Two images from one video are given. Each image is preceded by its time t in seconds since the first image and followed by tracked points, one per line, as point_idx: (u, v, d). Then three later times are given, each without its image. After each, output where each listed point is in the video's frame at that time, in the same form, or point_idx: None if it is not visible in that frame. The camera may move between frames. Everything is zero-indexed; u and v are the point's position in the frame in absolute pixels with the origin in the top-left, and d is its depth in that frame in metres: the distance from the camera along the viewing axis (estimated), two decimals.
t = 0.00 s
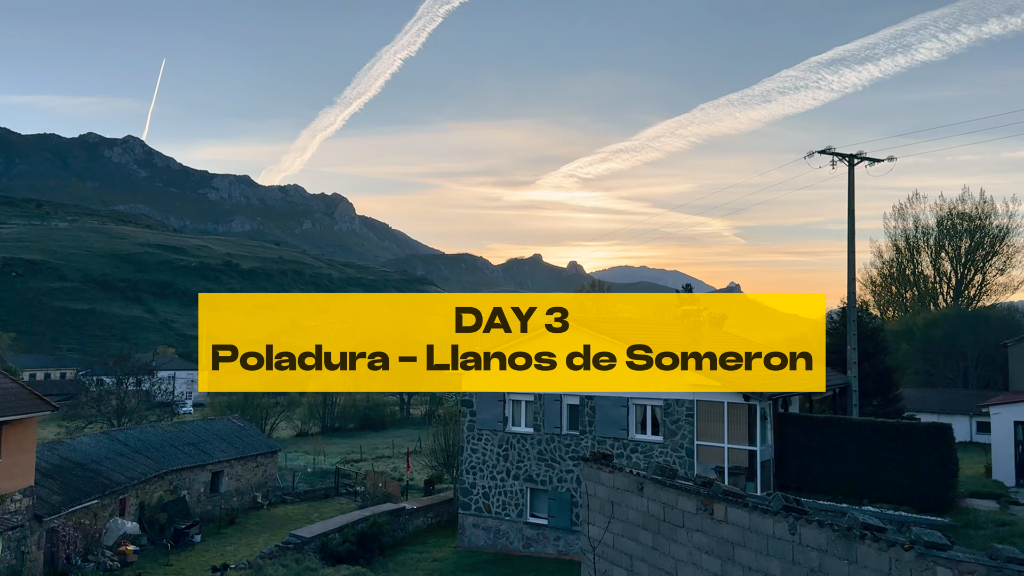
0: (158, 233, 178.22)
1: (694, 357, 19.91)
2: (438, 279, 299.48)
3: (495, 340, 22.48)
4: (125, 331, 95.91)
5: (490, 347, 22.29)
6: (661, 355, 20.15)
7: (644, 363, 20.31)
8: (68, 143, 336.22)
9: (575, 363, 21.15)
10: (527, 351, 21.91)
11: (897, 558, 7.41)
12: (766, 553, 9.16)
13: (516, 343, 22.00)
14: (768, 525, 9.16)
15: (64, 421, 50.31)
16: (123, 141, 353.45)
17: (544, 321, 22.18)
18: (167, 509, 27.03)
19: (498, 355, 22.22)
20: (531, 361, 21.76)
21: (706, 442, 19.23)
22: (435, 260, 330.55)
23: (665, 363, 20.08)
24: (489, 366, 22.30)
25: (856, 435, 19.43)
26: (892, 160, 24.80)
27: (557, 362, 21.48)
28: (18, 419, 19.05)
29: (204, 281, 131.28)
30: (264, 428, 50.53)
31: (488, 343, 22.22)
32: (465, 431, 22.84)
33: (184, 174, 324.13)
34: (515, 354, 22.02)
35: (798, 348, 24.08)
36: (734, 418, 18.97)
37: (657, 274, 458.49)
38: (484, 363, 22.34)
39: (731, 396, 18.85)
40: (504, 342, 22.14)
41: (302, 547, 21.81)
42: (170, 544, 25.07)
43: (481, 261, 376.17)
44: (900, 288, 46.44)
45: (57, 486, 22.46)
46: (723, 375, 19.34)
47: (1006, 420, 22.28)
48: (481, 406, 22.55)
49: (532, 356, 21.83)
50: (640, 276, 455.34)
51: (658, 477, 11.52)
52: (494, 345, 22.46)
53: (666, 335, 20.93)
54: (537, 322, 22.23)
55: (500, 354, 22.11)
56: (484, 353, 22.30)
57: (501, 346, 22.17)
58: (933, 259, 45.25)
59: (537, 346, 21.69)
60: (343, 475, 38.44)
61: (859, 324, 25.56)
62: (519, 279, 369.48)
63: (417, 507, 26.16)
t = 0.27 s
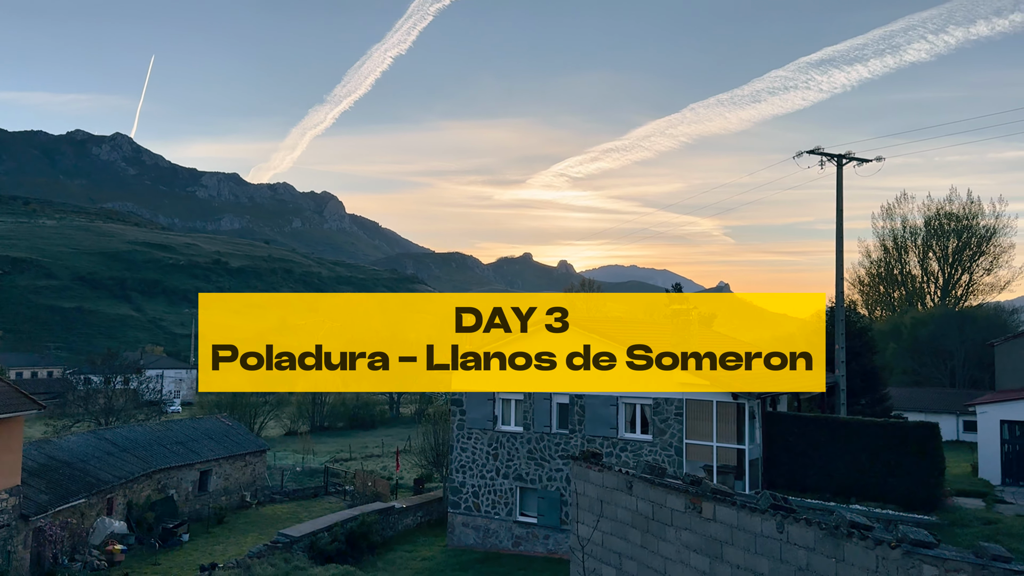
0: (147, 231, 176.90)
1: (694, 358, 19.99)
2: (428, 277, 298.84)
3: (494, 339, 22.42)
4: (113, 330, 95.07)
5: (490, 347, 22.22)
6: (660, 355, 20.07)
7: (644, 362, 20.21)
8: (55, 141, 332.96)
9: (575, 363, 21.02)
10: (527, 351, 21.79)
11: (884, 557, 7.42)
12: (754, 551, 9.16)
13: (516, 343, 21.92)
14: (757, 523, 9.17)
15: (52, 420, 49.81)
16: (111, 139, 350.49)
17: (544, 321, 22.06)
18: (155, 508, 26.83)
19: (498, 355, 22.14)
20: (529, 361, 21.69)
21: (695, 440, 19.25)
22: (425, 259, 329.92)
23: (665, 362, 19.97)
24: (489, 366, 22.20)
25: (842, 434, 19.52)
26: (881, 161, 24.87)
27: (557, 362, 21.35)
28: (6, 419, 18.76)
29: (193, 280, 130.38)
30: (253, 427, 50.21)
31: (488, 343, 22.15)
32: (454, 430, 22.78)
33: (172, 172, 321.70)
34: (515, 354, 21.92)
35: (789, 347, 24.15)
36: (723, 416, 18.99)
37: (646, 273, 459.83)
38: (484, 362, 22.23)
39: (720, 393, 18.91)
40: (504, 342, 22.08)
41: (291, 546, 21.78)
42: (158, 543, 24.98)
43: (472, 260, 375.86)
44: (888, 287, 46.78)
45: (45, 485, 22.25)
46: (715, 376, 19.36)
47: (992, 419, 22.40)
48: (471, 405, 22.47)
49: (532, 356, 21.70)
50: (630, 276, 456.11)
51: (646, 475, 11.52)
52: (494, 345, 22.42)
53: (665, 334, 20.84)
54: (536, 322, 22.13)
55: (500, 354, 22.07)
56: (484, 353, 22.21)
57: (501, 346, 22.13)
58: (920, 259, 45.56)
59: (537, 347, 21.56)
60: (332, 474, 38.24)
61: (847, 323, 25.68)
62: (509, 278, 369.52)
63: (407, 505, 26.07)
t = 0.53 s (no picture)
0: (134, 229, 175.34)
1: (693, 359, 19.98)
2: (417, 276, 298.27)
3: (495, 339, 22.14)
4: (99, 328, 94.19)
5: (490, 347, 21.99)
6: (661, 355, 19.94)
7: (644, 362, 20.08)
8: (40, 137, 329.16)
9: (575, 363, 20.82)
10: (527, 351, 21.59)
11: (870, 555, 7.43)
12: (742, 550, 9.16)
13: (516, 343, 21.70)
14: (743, 521, 9.18)
15: (36, 419, 49.27)
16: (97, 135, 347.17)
17: (544, 321, 21.91)
18: (142, 506, 26.59)
19: (498, 355, 21.93)
20: (530, 361, 21.50)
21: (683, 439, 19.29)
22: (414, 257, 329.07)
23: (665, 362, 19.88)
24: (489, 366, 22.00)
25: (830, 432, 19.63)
26: (869, 160, 24.96)
27: (557, 362, 21.17)
28: None
29: (180, 278, 129.37)
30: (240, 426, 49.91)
31: (488, 343, 21.95)
32: (443, 428, 22.70)
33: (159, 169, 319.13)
34: (515, 354, 21.70)
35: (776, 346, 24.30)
36: (711, 415, 19.03)
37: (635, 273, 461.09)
38: (484, 363, 22.02)
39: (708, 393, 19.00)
40: (504, 342, 21.83)
41: (279, 546, 21.92)
42: (144, 542, 24.79)
43: (461, 259, 375.31)
44: (875, 287, 47.08)
45: (30, 484, 21.98)
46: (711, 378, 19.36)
47: (977, 418, 22.55)
48: (460, 404, 22.39)
49: (532, 356, 21.50)
50: (620, 275, 456.76)
51: (634, 473, 11.50)
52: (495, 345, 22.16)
53: (663, 334, 20.79)
54: (536, 322, 21.96)
55: (500, 354, 21.81)
56: (484, 353, 22.00)
57: (501, 346, 21.89)
58: (907, 259, 45.89)
59: (538, 346, 21.38)
60: (320, 473, 38.04)
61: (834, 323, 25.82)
62: (498, 276, 369.51)
63: (395, 504, 25.98)
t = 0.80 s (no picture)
0: (119, 226, 173.67)
1: (694, 360, 20.03)
2: (406, 275, 297.60)
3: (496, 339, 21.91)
4: (84, 326, 93.24)
5: (490, 346, 21.79)
6: (660, 355, 19.93)
7: (645, 362, 19.95)
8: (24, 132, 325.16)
9: (575, 363, 20.58)
10: (527, 351, 21.40)
11: (854, 554, 7.42)
12: (727, 548, 9.15)
13: (516, 343, 21.48)
14: (729, 521, 9.16)
15: (20, 417, 48.67)
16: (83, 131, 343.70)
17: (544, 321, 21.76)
18: (127, 506, 26.31)
19: (498, 355, 21.74)
20: (530, 361, 21.28)
21: (671, 438, 19.30)
22: (402, 256, 328.27)
23: (665, 362, 19.90)
24: (489, 367, 21.82)
25: (816, 432, 19.72)
26: (854, 162, 25.17)
27: (557, 362, 20.95)
28: None
29: (167, 275, 128.29)
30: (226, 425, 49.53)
31: (488, 343, 21.75)
32: (430, 428, 22.59)
33: (146, 165, 316.39)
34: (515, 354, 21.52)
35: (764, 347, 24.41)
36: (698, 415, 19.06)
37: (623, 273, 462.49)
38: (484, 363, 21.84)
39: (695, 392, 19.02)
40: (505, 342, 21.61)
41: (265, 544, 21.60)
42: (130, 541, 24.56)
43: (449, 258, 374.79)
44: (861, 287, 47.41)
45: (13, 483, 21.70)
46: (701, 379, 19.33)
47: (962, 418, 22.70)
48: (448, 404, 22.29)
49: (533, 356, 21.31)
50: (608, 275, 457.38)
51: (621, 473, 11.45)
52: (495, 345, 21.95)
53: (658, 334, 20.80)
54: (536, 322, 21.80)
55: (500, 354, 21.61)
56: (484, 353, 21.81)
57: (502, 346, 21.69)
58: (893, 260, 46.25)
59: (538, 346, 21.18)
60: (307, 472, 37.81)
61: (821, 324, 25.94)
62: (487, 275, 369.46)
63: (382, 504, 25.86)
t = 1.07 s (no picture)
0: (104, 223, 171.91)
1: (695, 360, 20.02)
2: (394, 274, 296.85)
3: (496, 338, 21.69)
4: (68, 323, 92.25)
5: (490, 346, 21.60)
6: (661, 355, 19.92)
7: (644, 362, 19.86)
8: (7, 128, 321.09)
9: (575, 363, 20.36)
10: (527, 351, 21.20)
11: (839, 553, 7.41)
12: (713, 548, 9.14)
13: (516, 343, 21.29)
14: (714, 520, 9.15)
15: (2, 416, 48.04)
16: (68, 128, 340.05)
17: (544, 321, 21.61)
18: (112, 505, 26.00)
19: (498, 355, 21.53)
20: (530, 361, 21.09)
21: (658, 437, 19.32)
22: (390, 255, 327.42)
23: (665, 362, 19.94)
24: (489, 367, 21.62)
25: (800, 432, 19.82)
26: (840, 163, 25.30)
27: (557, 362, 20.73)
28: None
29: (152, 273, 127.17)
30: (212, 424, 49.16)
31: (489, 343, 21.53)
32: (418, 427, 22.48)
33: (132, 162, 313.48)
34: (515, 354, 21.32)
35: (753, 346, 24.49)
36: (685, 414, 19.09)
37: (611, 272, 463.75)
38: (484, 363, 21.65)
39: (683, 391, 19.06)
40: (504, 342, 21.40)
41: (251, 543, 21.33)
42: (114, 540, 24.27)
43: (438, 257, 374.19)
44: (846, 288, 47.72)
45: None
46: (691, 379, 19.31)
47: (946, 418, 22.89)
48: (435, 403, 22.20)
49: (532, 356, 21.10)
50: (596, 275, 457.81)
51: (608, 472, 11.41)
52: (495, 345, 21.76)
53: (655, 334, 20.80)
54: (536, 322, 21.62)
55: (500, 354, 21.41)
56: (484, 353, 21.62)
57: (501, 346, 21.50)
58: (879, 260, 46.57)
59: (538, 346, 20.98)
60: (293, 471, 37.59)
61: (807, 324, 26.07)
62: (475, 275, 369.37)
63: (369, 503, 25.71)
